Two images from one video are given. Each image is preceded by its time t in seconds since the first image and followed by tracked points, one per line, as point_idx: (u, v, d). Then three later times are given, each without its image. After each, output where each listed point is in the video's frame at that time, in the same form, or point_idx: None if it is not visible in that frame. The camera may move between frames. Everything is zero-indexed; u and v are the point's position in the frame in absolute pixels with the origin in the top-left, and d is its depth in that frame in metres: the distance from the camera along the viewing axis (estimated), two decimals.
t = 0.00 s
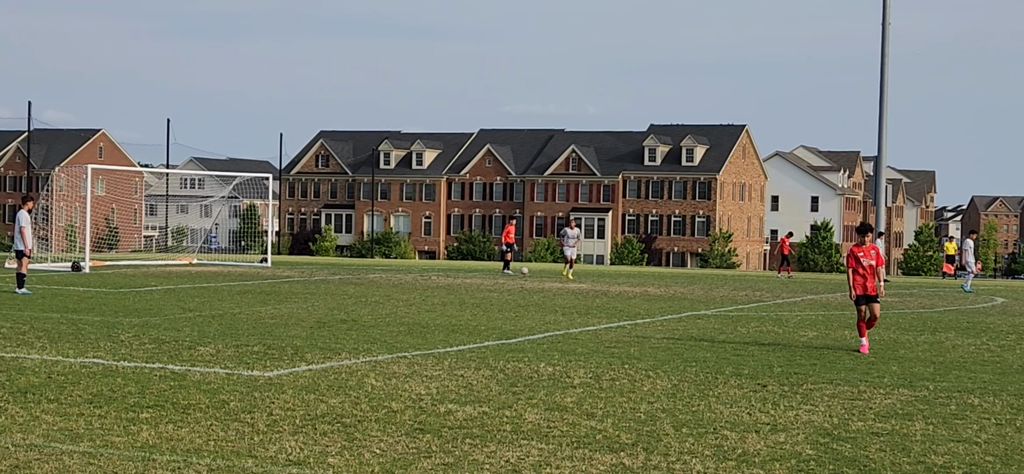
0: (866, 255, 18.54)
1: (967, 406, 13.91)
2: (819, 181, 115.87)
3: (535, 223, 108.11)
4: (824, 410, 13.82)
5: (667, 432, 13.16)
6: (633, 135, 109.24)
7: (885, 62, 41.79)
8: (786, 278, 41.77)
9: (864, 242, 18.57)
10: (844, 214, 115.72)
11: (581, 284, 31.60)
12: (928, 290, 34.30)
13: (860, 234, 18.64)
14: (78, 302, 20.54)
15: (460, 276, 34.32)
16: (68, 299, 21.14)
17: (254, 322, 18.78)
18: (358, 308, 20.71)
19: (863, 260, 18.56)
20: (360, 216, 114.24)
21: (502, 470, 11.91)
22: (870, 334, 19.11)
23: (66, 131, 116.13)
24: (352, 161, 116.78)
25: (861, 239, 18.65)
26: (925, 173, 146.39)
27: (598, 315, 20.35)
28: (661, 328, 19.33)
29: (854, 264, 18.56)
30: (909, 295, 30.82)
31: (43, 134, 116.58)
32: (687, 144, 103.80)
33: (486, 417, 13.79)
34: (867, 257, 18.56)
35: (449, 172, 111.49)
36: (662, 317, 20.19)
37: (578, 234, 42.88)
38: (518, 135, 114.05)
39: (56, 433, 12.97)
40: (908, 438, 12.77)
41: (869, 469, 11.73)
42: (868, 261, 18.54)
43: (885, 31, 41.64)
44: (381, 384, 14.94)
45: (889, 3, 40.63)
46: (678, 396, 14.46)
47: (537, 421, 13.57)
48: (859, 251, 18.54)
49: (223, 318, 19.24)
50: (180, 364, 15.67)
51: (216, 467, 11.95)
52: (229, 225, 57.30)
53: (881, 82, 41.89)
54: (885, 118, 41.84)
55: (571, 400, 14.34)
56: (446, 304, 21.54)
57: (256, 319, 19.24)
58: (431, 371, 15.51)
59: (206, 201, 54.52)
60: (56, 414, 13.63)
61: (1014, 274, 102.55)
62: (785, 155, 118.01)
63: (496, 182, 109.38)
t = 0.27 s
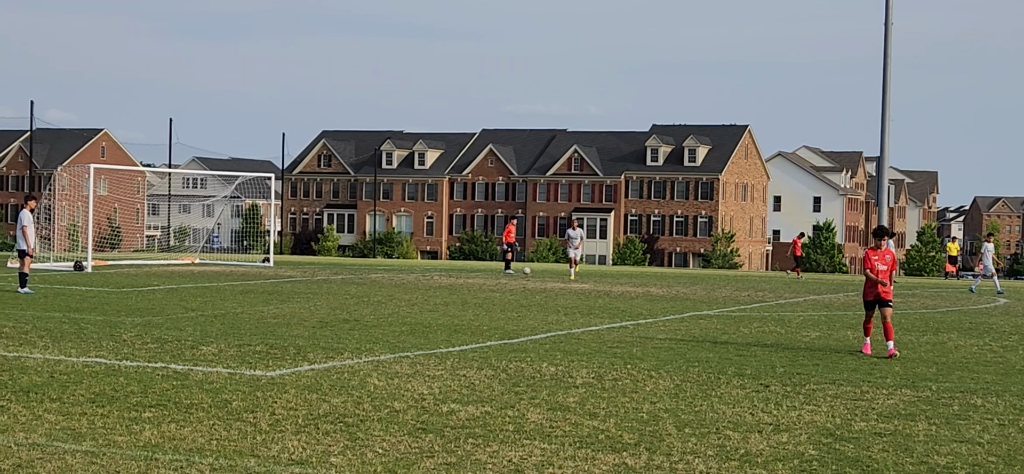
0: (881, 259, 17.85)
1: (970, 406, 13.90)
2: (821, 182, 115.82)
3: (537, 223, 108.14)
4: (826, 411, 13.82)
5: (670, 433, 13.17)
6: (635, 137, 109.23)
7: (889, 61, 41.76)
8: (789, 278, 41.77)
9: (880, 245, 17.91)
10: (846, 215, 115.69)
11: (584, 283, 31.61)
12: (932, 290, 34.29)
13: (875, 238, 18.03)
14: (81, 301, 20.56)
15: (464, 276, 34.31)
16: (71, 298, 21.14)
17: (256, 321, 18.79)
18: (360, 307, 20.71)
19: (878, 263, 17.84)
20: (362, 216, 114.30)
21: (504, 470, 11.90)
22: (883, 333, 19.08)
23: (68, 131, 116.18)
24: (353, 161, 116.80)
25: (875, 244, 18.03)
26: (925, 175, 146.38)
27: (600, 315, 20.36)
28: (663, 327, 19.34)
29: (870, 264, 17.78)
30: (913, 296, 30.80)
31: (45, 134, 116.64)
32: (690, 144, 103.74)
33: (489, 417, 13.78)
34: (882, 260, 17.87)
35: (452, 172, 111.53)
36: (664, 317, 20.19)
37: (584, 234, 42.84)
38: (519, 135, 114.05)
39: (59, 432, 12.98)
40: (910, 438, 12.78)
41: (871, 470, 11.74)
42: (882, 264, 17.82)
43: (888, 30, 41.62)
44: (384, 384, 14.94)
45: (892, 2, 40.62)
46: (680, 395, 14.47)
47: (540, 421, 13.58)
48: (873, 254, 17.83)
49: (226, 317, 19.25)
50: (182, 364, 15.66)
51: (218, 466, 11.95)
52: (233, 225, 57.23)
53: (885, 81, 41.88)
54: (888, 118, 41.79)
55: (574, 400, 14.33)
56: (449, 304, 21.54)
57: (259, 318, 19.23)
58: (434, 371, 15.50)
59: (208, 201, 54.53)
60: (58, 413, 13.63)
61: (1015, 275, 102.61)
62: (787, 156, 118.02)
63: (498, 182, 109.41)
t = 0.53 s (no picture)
0: (896, 257, 17.31)
1: (973, 406, 13.91)
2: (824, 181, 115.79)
3: (540, 223, 108.16)
4: (830, 411, 13.83)
5: (673, 432, 13.18)
6: (637, 135, 109.18)
7: (892, 62, 41.77)
8: (793, 278, 41.75)
9: (896, 243, 17.31)
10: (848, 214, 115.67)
11: (587, 284, 31.60)
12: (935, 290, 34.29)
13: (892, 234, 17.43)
14: (85, 301, 20.58)
15: (467, 276, 34.31)
16: (75, 298, 21.15)
17: (260, 321, 18.79)
18: (364, 307, 20.72)
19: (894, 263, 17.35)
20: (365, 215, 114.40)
21: (508, 470, 11.90)
22: (892, 334, 19.07)
23: (70, 129, 116.23)
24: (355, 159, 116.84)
25: (893, 239, 17.44)
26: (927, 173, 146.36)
27: (604, 315, 20.36)
28: (666, 327, 19.34)
29: (884, 265, 17.33)
30: (918, 296, 30.76)
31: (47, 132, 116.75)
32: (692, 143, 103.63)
33: (492, 417, 13.80)
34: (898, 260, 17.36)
35: (454, 171, 111.50)
36: (668, 317, 20.19)
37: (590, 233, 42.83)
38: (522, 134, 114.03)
39: (63, 432, 13.00)
40: (915, 438, 12.79)
41: (875, 470, 11.75)
42: (898, 263, 17.31)
43: (891, 31, 41.59)
44: (387, 383, 14.95)
45: (896, 2, 40.60)
46: (683, 395, 14.47)
47: (544, 421, 13.59)
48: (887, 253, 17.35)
49: (230, 316, 19.27)
50: (186, 363, 15.68)
51: (223, 466, 11.96)
52: (236, 224, 57.10)
53: (888, 82, 41.87)
54: (892, 118, 41.79)
55: (577, 400, 14.34)
56: (452, 303, 21.54)
57: (262, 318, 19.23)
58: (437, 371, 15.51)
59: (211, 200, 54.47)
60: (63, 412, 13.64)
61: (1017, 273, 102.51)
62: (790, 155, 118.00)
63: (501, 182, 109.45)
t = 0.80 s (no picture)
0: (906, 260, 17.24)
1: (977, 406, 13.90)
2: (828, 181, 115.74)
3: (544, 222, 108.20)
4: (834, 410, 13.82)
5: (677, 432, 13.17)
6: (640, 135, 109.15)
7: (896, 61, 41.75)
8: (796, 277, 41.69)
9: (905, 246, 17.27)
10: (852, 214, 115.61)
11: (591, 283, 31.60)
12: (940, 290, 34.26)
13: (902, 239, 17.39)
14: (89, 300, 20.58)
15: (472, 275, 34.29)
16: (79, 296, 21.14)
17: (264, 320, 18.78)
18: (368, 306, 20.72)
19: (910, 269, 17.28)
20: (369, 215, 114.47)
21: (513, 470, 11.90)
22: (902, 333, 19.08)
23: (74, 129, 116.38)
24: (359, 159, 116.87)
25: (904, 244, 17.39)
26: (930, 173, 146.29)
27: (608, 314, 20.35)
28: (670, 327, 19.32)
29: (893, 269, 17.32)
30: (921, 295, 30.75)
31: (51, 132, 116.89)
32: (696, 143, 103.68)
33: (496, 416, 13.80)
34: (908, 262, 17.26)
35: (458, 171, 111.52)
36: (672, 316, 20.17)
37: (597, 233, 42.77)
38: (526, 134, 114.03)
39: (67, 431, 13.00)
40: (918, 438, 12.78)
41: (878, 469, 11.74)
42: (908, 266, 17.23)
43: (895, 30, 41.58)
44: (391, 382, 14.96)
45: (899, 1, 40.59)
46: (687, 395, 14.46)
47: (548, 420, 13.59)
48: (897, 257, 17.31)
49: (232, 316, 19.27)
50: (190, 362, 15.69)
51: (226, 465, 11.96)
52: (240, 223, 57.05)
53: (893, 81, 41.86)
54: (896, 117, 41.77)
55: (581, 399, 14.34)
56: (456, 303, 21.54)
57: (266, 317, 19.21)
58: (441, 370, 15.50)
59: (215, 199, 54.48)
60: (66, 412, 13.65)
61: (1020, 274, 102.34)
62: (794, 155, 117.96)
63: (505, 181, 109.49)
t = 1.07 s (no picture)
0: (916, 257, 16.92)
1: (980, 405, 13.90)
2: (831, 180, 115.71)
3: (546, 221, 108.25)
4: (837, 409, 13.82)
5: (680, 431, 13.17)
6: (644, 134, 109.14)
7: (899, 61, 41.75)
8: (799, 276, 41.62)
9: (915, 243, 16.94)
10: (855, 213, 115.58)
11: (593, 281, 31.66)
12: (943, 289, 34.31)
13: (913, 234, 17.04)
14: (92, 299, 20.59)
15: (475, 274, 34.33)
16: (82, 296, 21.15)
17: (266, 319, 18.78)
18: (370, 305, 20.73)
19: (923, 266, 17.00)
20: (372, 214, 114.46)
21: (517, 469, 11.90)
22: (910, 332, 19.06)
23: (76, 129, 116.44)
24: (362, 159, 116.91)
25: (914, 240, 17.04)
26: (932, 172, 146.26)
27: (611, 313, 20.35)
28: (674, 326, 19.31)
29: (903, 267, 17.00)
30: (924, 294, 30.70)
31: (54, 132, 116.94)
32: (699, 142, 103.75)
33: (500, 415, 13.80)
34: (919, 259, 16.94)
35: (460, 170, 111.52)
36: (675, 316, 20.17)
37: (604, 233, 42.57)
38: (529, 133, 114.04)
39: (69, 430, 13.00)
40: (922, 437, 12.77)
41: (883, 469, 11.72)
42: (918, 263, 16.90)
43: (898, 28, 41.62)
44: (394, 381, 14.96)
45: None
46: (691, 394, 14.46)
47: (551, 419, 13.59)
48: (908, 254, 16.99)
49: (235, 315, 19.25)
50: (193, 362, 15.69)
51: (230, 464, 11.97)
52: (242, 222, 57.09)
53: (896, 79, 41.90)
54: (899, 115, 41.82)
55: (584, 398, 14.33)
56: (459, 302, 21.55)
57: (269, 316, 19.20)
58: (445, 369, 15.50)
59: (218, 198, 54.52)
60: (70, 411, 13.66)
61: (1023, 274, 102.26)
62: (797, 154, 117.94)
63: (507, 180, 109.56)
